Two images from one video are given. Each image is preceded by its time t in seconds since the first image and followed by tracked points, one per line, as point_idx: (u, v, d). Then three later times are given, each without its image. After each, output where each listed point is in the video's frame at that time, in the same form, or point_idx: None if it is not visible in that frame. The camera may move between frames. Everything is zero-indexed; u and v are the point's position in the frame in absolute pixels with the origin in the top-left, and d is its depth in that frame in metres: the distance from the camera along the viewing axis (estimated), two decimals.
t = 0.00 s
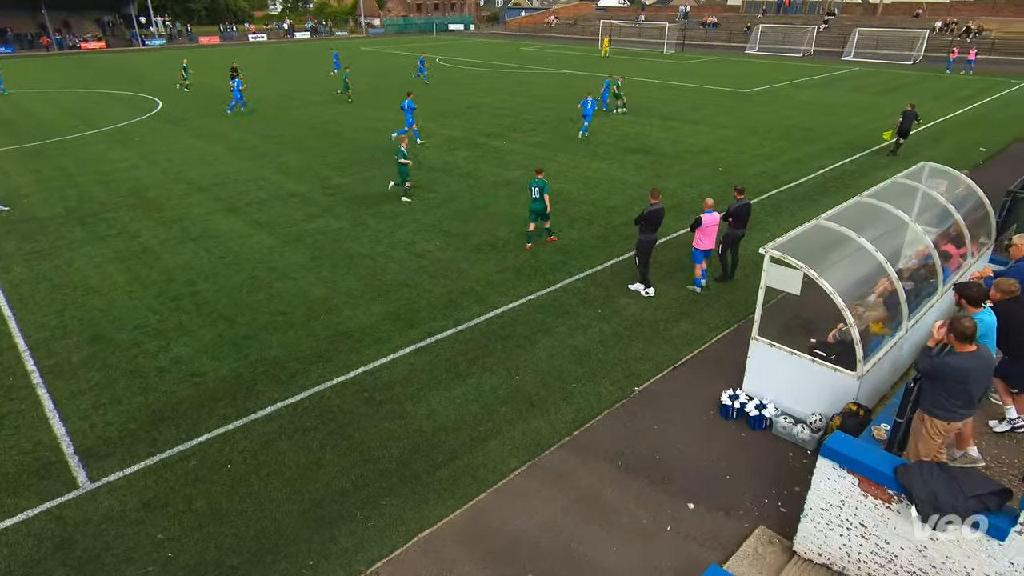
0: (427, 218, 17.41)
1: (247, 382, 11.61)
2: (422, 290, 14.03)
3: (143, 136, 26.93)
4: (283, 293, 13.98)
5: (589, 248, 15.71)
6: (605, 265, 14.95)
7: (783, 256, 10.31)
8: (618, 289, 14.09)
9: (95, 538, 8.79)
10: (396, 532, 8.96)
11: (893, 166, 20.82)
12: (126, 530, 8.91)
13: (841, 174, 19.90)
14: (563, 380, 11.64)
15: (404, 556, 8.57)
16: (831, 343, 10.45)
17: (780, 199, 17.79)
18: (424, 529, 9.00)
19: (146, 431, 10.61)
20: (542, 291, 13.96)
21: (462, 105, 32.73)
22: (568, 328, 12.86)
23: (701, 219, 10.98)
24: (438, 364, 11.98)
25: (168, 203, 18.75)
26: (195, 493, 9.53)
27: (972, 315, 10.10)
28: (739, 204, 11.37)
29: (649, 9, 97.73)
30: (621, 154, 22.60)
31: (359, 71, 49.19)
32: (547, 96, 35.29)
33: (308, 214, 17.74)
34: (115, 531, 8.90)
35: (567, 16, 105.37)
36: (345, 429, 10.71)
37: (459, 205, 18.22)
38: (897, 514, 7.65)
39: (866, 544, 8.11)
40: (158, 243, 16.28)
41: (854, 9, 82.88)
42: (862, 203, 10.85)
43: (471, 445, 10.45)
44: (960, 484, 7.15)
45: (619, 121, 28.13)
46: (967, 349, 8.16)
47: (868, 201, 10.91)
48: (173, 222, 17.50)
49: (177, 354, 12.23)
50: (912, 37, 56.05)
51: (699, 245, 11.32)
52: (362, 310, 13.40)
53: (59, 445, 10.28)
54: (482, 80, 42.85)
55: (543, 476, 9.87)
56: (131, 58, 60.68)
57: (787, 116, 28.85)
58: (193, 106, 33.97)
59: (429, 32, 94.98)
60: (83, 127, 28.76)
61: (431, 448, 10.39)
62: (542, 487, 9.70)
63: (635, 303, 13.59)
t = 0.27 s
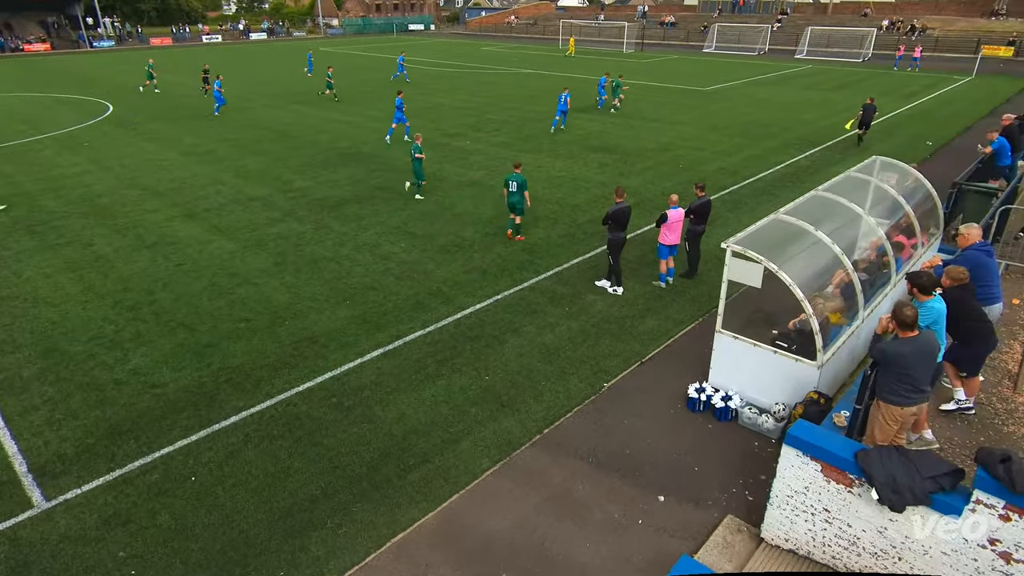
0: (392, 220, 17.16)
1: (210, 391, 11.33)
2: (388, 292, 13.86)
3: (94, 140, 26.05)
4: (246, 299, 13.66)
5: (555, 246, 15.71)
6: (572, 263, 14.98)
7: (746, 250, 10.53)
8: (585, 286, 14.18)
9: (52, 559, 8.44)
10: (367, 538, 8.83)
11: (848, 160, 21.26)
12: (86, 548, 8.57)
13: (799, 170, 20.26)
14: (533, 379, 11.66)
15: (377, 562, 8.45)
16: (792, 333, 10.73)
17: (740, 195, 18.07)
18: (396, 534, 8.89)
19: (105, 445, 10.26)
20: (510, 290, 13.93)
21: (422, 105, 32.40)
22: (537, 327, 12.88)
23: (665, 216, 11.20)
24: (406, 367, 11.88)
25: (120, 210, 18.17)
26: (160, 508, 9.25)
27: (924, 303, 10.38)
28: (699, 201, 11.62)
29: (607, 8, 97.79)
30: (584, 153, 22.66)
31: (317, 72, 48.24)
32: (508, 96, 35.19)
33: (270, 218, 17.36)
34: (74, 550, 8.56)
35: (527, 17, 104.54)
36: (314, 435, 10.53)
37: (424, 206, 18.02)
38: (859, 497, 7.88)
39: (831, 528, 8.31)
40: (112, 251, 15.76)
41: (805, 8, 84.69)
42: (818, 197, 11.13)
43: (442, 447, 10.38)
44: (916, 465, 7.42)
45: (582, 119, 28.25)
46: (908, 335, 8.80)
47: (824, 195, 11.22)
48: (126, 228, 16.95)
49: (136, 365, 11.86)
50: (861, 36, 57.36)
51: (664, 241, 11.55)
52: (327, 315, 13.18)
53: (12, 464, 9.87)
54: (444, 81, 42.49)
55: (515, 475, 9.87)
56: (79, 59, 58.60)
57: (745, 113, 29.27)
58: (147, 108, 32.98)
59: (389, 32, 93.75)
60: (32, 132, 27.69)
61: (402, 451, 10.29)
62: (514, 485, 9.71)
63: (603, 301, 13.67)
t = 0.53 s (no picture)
0: (357, 227, 16.52)
1: (165, 413, 10.67)
2: (354, 304, 13.29)
3: (39, 149, 24.94)
4: (203, 315, 12.99)
5: (528, 252, 15.24)
6: (546, 269, 14.54)
7: (721, 254, 10.34)
8: (560, 293, 13.77)
9: None
10: (336, 564, 8.29)
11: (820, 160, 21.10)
12: None
13: (773, 169, 20.03)
14: (508, 391, 11.25)
15: None
16: (769, 335, 10.52)
17: (715, 196, 17.77)
18: (368, 558, 8.38)
19: (51, 474, 9.55)
20: (481, 299, 13.47)
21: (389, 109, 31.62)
22: (510, 337, 12.45)
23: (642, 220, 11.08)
24: (374, 382, 11.37)
25: (66, 222, 17.29)
26: (111, 539, 8.58)
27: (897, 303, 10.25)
28: (672, 206, 11.56)
29: (575, 10, 96.50)
30: (555, 154, 22.22)
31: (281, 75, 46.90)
32: (478, 97, 34.54)
33: (226, 229, 16.63)
34: None
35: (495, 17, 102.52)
36: (277, 457, 9.95)
37: (391, 212, 17.41)
38: (840, 502, 7.65)
39: (813, 534, 8.04)
40: (57, 266, 14.93)
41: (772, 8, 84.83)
42: (792, 198, 10.97)
43: (413, 464, 9.89)
44: (895, 466, 7.22)
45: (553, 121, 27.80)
46: (878, 337, 8.96)
47: (798, 195, 11.05)
48: (73, 242, 16.12)
49: (85, 387, 11.14)
50: (829, 35, 56.62)
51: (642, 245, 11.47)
52: (290, 329, 12.57)
53: None
54: (414, 83, 41.65)
55: (491, 492, 9.43)
56: (32, 63, 56.48)
57: (716, 112, 29.05)
58: (96, 115, 31.76)
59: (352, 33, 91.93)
60: None
61: (372, 470, 9.77)
62: (489, 502, 9.28)
63: (578, 308, 13.28)
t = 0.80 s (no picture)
0: (321, 239, 15.79)
1: (115, 442, 9.90)
2: (319, 321, 12.59)
3: None
4: (156, 335, 12.21)
5: (504, 261, 14.62)
6: (522, 280, 13.94)
7: (705, 260, 9.92)
8: (538, 304, 13.17)
9: None
10: None
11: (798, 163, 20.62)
12: None
13: (753, 171, 19.53)
14: (484, 410, 10.66)
15: None
16: (754, 345, 10.12)
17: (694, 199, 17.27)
18: None
19: None
20: (455, 313, 12.85)
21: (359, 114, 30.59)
22: (485, 352, 11.86)
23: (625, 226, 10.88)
24: (342, 403, 10.72)
25: (9, 238, 16.36)
26: None
27: (884, 310, 9.90)
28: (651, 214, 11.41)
29: (550, 10, 94.42)
30: (531, 156, 21.54)
31: (247, 79, 45.43)
32: (452, 100, 33.56)
33: (179, 242, 15.82)
34: None
35: (466, 17, 99.36)
36: (239, 486, 9.24)
37: (358, 223, 16.67)
38: (832, 517, 7.19)
39: (805, 552, 7.54)
40: None
41: (750, 9, 83.59)
42: (774, 203, 10.66)
43: (385, 489, 9.25)
44: (888, 481, 6.84)
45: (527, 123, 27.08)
46: (862, 343, 8.57)
47: (781, 200, 10.73)
48: (15, 258, 15.22)
49: (27, 415, 10.32)
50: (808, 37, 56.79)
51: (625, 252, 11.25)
52: (251, 349, 11.83)
53: None
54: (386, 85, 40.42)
55: (468, 517, 8.82)
56: None
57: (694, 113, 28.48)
58: (46, 122, 30.56)
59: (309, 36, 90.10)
60: None
61: (341, 497, 9.11)
62: (466, 527, 8.68)
63: (557, 320, 12.71)
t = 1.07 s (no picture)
0: (284, 253, 15.07)
1: (61, 475, 9.15)
2: (284, 340, 11.88)
3: None
4: (105, 358, 11.44)
5: (479, 274, 13.98)
6: (499, 294, 13.32)
7: (688, 269, 9.49)
8: (516, 319, 12.56)
9: None
10: None
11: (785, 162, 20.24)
12: None
13: (739, 175, 18.86)
14: (461, 431, 10.06)
15: None
16: (743, 357, 9.68)
17: (677, 204, 16.60)
18: None
19: None
20: (428, 329, 12.20)
21: (327, 120, 29.48)
22: (461, 370, 11.24)
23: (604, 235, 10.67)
24: (308, 428, 10.05)
25: None
26: None
27: (874, 319, 9.49)
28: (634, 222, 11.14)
29: (525, 10, 91.34)
30: (505, 162, 20.74)
31: (211, 83, 43.93)
32: (423, 105, 32.42)
33: (132, 259, 15.01)
34: None
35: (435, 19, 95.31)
36: (198, 519, 8.53)
37: (322, 235, 15.89)
38: (826, 536, 6.68)
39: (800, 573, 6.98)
40: None
41: (731, 9, 81.24)
42: (759, 210, 10.29)
43: (356, 519, 8.60)
44: (882, 494, 6.41)
45: (501, 128, 26.20)
46: (850, 356, 8.22)
47: (766, 206, 10.36)
48: None
49: None
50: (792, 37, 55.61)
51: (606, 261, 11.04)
52: (209, 371, 11.10)
53: None
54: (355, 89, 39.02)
55: (446, 546, 8.21)
56: None
57: (675, 117, 27.74)
58: None
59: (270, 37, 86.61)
60: None
61: (308, 528, 8.45)
62: (442, 557, 8.06)
63: (537, 334, 12.12)
